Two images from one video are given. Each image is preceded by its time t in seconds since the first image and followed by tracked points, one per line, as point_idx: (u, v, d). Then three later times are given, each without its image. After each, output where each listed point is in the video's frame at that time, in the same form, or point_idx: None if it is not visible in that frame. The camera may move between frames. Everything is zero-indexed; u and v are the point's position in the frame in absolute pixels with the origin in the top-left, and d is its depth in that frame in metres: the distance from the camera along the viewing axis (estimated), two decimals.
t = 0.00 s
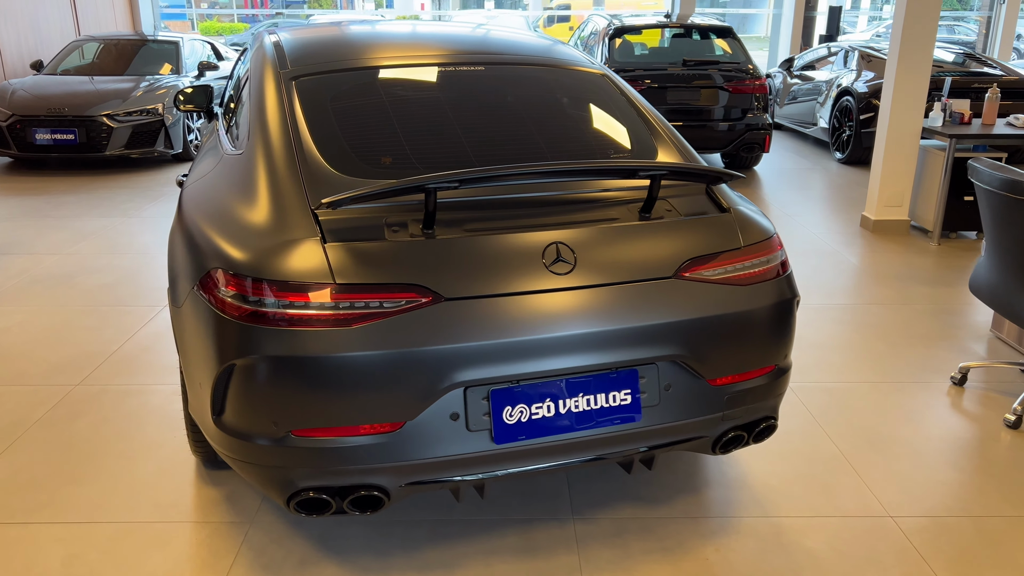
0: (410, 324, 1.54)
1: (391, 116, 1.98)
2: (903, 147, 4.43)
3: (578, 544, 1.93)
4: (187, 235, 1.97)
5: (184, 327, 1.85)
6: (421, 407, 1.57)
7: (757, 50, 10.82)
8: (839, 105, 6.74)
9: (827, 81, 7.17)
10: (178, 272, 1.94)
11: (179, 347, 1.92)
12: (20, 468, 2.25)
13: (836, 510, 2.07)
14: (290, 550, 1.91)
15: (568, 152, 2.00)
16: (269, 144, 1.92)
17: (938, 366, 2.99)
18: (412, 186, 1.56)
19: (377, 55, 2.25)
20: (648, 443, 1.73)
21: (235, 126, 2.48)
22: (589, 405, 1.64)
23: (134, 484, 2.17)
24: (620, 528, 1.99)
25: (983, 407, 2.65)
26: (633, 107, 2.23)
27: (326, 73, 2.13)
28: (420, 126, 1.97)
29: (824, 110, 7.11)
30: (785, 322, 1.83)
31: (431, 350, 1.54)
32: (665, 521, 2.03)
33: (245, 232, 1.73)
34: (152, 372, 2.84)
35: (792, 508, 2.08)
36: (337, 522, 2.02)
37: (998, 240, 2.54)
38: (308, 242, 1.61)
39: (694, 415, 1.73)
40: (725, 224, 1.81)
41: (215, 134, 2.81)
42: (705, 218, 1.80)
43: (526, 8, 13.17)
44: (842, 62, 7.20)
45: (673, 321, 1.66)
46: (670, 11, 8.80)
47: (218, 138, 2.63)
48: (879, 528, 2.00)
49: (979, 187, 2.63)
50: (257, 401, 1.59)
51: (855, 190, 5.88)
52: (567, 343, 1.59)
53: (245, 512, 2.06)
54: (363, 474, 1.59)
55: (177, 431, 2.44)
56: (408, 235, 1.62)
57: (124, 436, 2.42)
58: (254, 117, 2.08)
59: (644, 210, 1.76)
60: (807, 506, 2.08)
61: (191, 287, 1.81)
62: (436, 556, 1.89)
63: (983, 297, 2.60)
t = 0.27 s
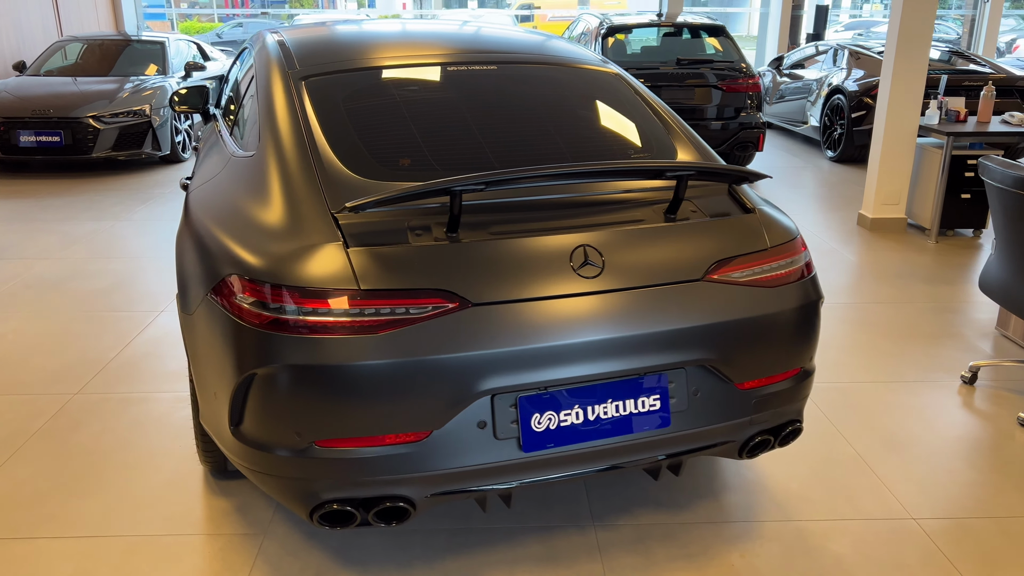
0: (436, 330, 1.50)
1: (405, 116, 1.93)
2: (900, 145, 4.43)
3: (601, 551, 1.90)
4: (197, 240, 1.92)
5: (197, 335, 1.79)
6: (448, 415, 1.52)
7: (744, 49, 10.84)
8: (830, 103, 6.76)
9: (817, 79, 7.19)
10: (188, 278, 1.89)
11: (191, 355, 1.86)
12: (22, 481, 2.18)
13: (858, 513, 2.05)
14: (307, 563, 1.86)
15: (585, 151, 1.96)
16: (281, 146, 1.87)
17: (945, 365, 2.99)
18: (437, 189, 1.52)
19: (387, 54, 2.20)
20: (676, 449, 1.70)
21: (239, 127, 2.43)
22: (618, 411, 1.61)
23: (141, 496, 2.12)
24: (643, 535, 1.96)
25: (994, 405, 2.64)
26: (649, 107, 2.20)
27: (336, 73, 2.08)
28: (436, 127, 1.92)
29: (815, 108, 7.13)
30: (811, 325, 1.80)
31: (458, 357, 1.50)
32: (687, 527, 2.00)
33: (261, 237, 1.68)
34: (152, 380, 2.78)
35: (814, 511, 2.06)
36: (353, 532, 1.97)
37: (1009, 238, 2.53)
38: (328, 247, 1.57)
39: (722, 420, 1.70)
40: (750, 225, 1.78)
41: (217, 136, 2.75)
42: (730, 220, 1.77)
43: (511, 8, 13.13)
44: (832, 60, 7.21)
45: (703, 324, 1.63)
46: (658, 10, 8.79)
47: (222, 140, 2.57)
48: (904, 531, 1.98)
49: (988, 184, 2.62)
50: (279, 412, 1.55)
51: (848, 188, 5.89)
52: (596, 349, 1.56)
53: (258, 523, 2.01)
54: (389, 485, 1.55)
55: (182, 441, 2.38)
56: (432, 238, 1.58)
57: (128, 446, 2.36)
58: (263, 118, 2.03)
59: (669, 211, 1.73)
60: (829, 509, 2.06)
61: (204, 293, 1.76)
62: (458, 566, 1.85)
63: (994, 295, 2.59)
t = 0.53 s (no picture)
0: (467, 336, 1.45)
1: (419, 115, 1.88)
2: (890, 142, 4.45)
3: (625, 558, 1.86)
4: (205, 245, 1.85)
5: (208, 343, 1.73)
6: (479, 423, 1.48)
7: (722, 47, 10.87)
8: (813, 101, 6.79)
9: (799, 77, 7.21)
10: (197, 284, 1.82)
11: (201, 363, 1.80)
12: (19, 497, 2.10)
13: (879, 512, 2.03)
14: None
15: (605, 151, 1.92)
16: (293, 146, 1.81)
17: (948, 361, 2.99)
18: (465, 189, 1.47)
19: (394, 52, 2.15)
20: (706, 453, 1.67)
21: (240, 127, 2.36)
22: (649, 416, 1.57)
23: (146, 509, 2.04)
24: (666, 540, 1.93)
25: (1001, 401, 2.65)
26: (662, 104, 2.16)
27: (344, 71, 2.03)
28: (451, 125, 1.87)
29: (798, 107, 7.16)
30: (837, 324, 1.77)
31: (489, 363, 1.45)
32: (709, 530, 1.97)
33: (276, 240, 1.62)
34: (148, 388, 2.70)
35: (835, 512, 2.04)
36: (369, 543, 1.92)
37: (1015, 233, 2.54)
38: (351, 250, 1.51)
39: (751, 422, 1.67)
40: (775, 224, 1.75)
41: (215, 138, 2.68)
42: (755, 218, 1.74)
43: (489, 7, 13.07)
44: (813, 58, 7.24)
45: (734, 325, 1.60)
46: (639, 9, 8.78)
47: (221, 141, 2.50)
48: (926, 530, 1.96)
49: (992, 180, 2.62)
50: (301, 422, 1.49)
51: (834, 186, 5.92)
52: (628, 352, 1.52)
53: (270, 536, 1.94)
54: (418, 496, 1.50)
55: (184, 451, 2.31)
56: (457, 240, 1.53)
57: (128, 458, 2.28)
58: (270, 117, 1.97)
59: (695, 210, 1.70)
60: (850, 510, 2.04)
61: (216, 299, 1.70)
62: None
63: (1000, 290, 2.60)
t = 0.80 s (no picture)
0: (483, 342, 1.41)
1: (417, 116, 1.84)
2: (868, 140, 4.49)
3: (635, 563, 1.83)
4: (200, 250, 1.79)
5: (206, 352, 1.67)
6: (495, 431, 1.44)
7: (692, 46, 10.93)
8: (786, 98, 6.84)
9: (771, 75, 7.26)
10: (191, 291, 1.76)
11: (198, 373, 1.74)
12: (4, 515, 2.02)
13: (883, 511, 2.03)
14: None
15: (610, 151, 1.89)
16: (291, 148, 1.75)
17: (937, 356, 3.00)
18: (477, 191, 1.43)
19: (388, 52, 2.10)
20: (720, 456, 1.64)
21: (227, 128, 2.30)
22: (666, 420, 1.55)
23: (138, 525, 1.97)
24: (674, 544, 1.90)
25: (993, 395, 2.66)
26: (662, 104, 2.13)
27: (338, 70, 1.97)
28: (452, 126, 1.83)
29: (771, 105, 7.21)
30: (847, 324, 1.76)
31: (505, 370, 1.41)
32: (717, 533, 1.95)
33: (279, 245, 1.56)
34: (133, 398, 2.62)
35: (841, 511, 2.03)
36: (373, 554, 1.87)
37: (1005, 228, 2.55)
38: (359, 256, 1.46)
39: (764, 424, 1.66)
40: (784, 221, 1.74)
41: (199, 141, 2.60)
42: (764, 217, 1.72)
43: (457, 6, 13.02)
44: (785, 57, 7.29)
45: (749, 327, 1.57)
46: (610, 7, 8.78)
47: (207, 145, 2.43)
48: (932, 528, 1.96)
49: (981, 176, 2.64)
50: (310, 434, 1.44)
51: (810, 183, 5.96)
52: (646, 356, 1.49)
53: (269, 549, 1.88)
54: (432, 507, 1.46)
55: (174, 463, 2.24)
56: (469, 243, 1.49)
57: (116, 471, 2.21)
58: (263, 118, 1.91)
59: (705, 209, 1.67)
60: (855, 509, 2.04)
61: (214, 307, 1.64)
62: None
63: (991, 285, 2.61)
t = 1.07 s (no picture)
0: (491, 346, 1.34)
1: (409, 110, 1.76)
2: (843, 135, 4.50)
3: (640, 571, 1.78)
4: (182, 252, 1.69)
5: (190, 361, 1.58)
6: (503, 440, 1.37)
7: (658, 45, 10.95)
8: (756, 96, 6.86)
9: (740, 72, 7.29)
10: (172, 296, 1.67)
11: (181, 384, 1.65)
12: None
13: (886, 509, 2.00)
14: None
15: (609, 146, 1.83)
16: (276, 144, 1.66)
17: (923, 351, 3.00)
18: (481, 187, 1.36)
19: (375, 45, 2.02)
20: (730, 459, 1.59)
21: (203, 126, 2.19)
22: (678, 424, 1.49)
23: (116, 545, 1.87)
24: (678, 549, 1.85)
25: (982, 389, 2.66)
26: (656, 97, 2.08)
27: (322, 63, 1.89)
28: (445, 121, 1.76)
29: (740, 102, 7.23)
30: (855, 320, 1.72)
31: (514, 375, 1.34)
32: (721, 537, 1.90)
33: (269, 247, 1.47)
34: (106, 409, 2.50)
35: (844, 510, 1.99)
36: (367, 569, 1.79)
37: (993, 221, 2.55)
38: (358, 258, 1.38)
39: (774, 425, 1.61)
40: (790, 216, 1.69)
41: (173, 141, 2.49)
42: (770, 212, 1.67)
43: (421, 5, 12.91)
44: (754, 54, 7.31)
45: (760, 325, 1.52)
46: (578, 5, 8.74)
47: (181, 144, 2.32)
48: (935, 526, 1.93)
49: (968, 169, 2.63)
50: (308, 446, 1.36)
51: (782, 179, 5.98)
52: (659, 358, 1.43)
53: (257, 567, 1.79)
54: (438, 521, 1.39)
55: (151, 478, 2.13)
56: (472, 242, 1.42)
57: (89, 488, 2.10)
58: (244, 114, 1.81)
59: (711, 204, 1.62)
60: (857, 508, 2.00)
61: (199, 313, 1.54)
62: None
63: (979, 278, 2.61)
